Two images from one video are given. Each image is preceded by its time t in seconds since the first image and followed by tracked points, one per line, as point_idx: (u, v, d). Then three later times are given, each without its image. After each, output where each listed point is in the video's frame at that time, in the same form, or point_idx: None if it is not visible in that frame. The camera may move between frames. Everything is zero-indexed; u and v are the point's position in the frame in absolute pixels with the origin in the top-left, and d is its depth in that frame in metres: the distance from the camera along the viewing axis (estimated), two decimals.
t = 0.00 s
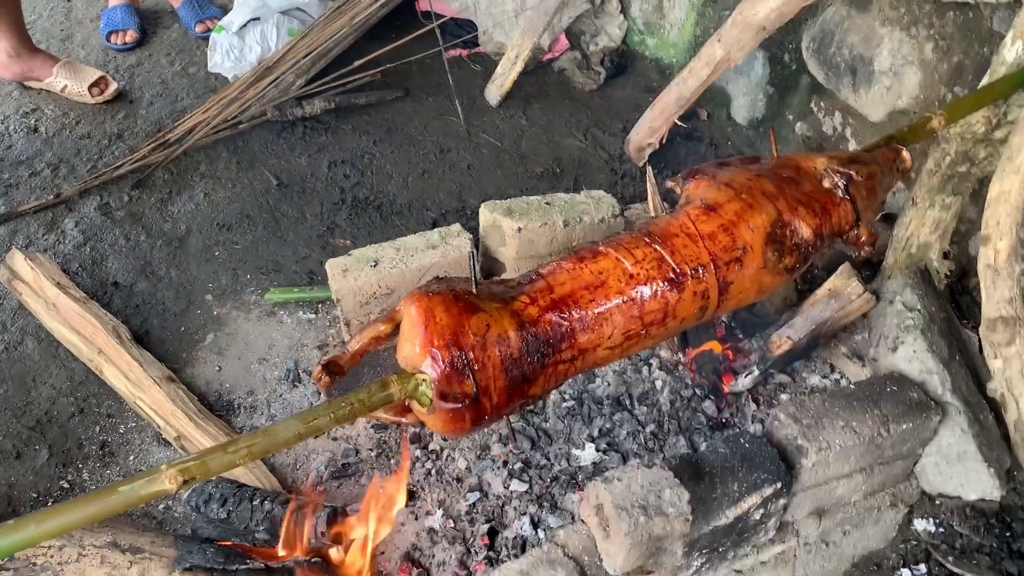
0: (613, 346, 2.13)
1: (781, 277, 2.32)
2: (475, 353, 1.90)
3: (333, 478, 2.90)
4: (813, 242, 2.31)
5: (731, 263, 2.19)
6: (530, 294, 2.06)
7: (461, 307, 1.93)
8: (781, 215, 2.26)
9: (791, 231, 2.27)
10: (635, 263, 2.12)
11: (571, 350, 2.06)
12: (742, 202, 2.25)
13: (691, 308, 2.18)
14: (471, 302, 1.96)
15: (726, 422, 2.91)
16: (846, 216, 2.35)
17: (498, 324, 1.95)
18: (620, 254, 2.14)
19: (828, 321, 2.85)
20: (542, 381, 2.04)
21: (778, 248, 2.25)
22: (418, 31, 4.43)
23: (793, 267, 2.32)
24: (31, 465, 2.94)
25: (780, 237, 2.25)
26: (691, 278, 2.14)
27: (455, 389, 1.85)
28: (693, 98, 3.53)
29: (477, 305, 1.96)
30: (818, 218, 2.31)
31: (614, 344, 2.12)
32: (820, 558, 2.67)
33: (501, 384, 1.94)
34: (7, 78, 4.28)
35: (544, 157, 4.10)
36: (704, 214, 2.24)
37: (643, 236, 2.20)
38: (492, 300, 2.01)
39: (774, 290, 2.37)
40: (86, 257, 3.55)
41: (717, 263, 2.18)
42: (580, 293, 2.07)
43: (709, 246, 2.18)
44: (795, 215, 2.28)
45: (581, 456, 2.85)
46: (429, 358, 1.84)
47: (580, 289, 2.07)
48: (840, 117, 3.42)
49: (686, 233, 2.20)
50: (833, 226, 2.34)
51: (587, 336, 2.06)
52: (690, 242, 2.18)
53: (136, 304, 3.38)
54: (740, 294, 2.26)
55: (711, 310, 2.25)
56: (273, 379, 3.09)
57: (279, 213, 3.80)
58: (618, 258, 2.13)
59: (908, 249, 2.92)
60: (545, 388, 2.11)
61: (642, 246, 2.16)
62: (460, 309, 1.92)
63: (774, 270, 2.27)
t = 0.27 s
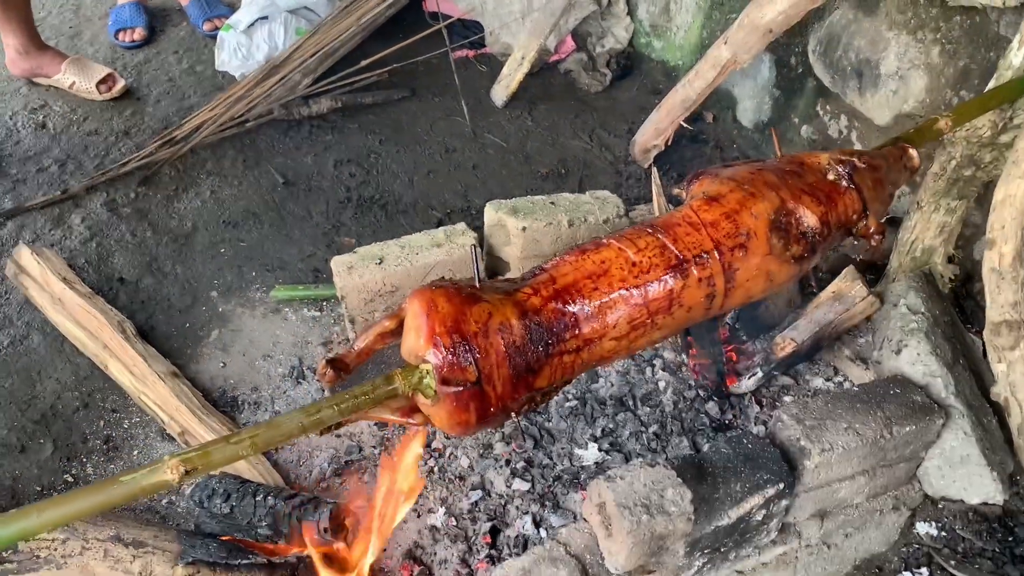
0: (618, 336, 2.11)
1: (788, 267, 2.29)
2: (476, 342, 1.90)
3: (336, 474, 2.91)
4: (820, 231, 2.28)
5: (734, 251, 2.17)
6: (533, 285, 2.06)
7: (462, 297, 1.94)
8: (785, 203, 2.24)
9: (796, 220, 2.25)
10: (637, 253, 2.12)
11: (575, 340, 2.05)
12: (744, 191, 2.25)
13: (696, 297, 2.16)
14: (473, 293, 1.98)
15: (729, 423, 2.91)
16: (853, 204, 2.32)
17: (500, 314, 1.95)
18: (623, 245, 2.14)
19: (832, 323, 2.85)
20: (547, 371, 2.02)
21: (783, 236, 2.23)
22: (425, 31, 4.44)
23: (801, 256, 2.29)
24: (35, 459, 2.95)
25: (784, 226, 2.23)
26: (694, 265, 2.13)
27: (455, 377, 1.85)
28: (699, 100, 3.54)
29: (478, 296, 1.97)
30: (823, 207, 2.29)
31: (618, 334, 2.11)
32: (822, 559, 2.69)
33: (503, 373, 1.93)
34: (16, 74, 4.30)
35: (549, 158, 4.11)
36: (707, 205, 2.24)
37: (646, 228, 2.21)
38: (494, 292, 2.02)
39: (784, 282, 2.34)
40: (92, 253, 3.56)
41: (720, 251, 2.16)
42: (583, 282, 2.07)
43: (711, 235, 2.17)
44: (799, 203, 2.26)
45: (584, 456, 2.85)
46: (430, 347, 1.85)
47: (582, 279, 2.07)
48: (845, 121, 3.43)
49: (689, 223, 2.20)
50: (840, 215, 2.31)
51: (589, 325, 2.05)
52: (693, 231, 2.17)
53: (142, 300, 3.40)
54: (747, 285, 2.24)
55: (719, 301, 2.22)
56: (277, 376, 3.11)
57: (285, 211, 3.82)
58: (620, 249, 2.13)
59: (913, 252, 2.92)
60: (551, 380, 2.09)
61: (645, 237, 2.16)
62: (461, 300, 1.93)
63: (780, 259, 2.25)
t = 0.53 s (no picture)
0: (631, 331, 2.08)
1: (805, 262, 2.26)
2: (486, 335, 1.89)
3: (345, 472, 2.91)
4: (835, 225, 2.25)
5: (747, 243, 2.15)
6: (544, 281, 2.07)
7: (473, 293, 1.95)
8: (796, 197, 2.23)
9: (809, 214, 2.24)
10: (648, 247, 2.11)
11: (587, 335, 2.03)
12: (754, 186, 2.24)
13: (710, 290, 2.13)
14: (484, 289, 1.99)
15: (740, 426, 2.90)
16: (867, 199, 2.30)
17: (510, 308, 1.96)
18: (633, 241, 2.14)
19: (845, 326, 2.83)
20: (560, 366, 2.00)
21: (796, 229, 2.21)
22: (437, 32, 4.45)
23: (817, 250, 2.26)
24: (45, 454, 2.95)
25: (796, 219, 2.22)
26: (706, 257, 2.11)
27: (465, 369, 1.85)
28: (712, 102, 3.53)
29: (489, 292, 1.98)
30: (837, 201, 2.26)
31: (631, 329, 2.08)
32: (833, 564, 2.67)
33: (514, 367, 1.92)
34: (30, 71, 4.33)
35: (560, 159, 4.10)
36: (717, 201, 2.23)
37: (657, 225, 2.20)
38: (505, 289, 2.02)
39: (801, 278, 2.30)
40: (104, 249, 3.57)
41: (732, 243, 2.15)
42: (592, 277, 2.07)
43: (722, 228, 2.16)
44: (812, 197, 2.24)
45: (593, 457, 2.84)
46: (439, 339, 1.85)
47: (593, 274, 2.07)
48: (860, 124, 3.41)
49: (700, 219, 2.19)
50: (854, 208, 2.29)
51: (601, 319, 2.04)
52: (704, 224, 2.17)
53: (152, 296, 3.41)
54: (762, 279, 2.20)
55: (734, 296, 2.19)
56: (288, 373, 3.11)
57: (296, 209, 3.82)
58: (631, 244, 2.12)
59: (927, 256, 2.90)
60: (565, 377, 2.07)
61: (656, 233, 2.16)
62: (471, 295, 1.94)
63: (795, 252, 2.22)
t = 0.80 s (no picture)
0: (640, 326, 2.07)
1: (818, 255, 2.22)
2: (492, 330, 1.92)
3: (355, 478, 2.92)
4: (846, 217, 2.24)
5: (754, 235, 2.15)
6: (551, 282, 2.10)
7: (480, 293, 2.00)
8: (802, 192, 2.24)
9: (818, 208, 2.23)
10: (653, 243, 2.13)
11: (595, 330, 2.03)
12: (760, 184, 2.27)
13: (720, 284, 2.11)
14: (491, 291, 2.03)
15: (750, 435, 2.89)
16: (877, 192, 2.28)
17: (516, 305, 1.99)
18: (639, 240, 2.16)
19: (857, 335, 2.83)
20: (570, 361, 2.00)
21: (805, 221, 2.20)
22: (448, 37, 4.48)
23: (830, 243, 2.23)
24: (57, 457, 2.98)
25: (804, 211, 2.21)
26: (712, 249, 2.11)
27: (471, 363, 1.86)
28: (724, 108, 3.52)
29: (497, 293, 2.02)
30: (846, 195, 2.26)
31: (641, 324, 2.07)
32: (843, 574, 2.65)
33: (521, 362, 1.92)
34: (45, 75, 4.37)
35: (571, 164, 4.10)
36: (723, 201, 2.25)
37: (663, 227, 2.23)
38: (513, 290, 2.07)
39: (818, 274, 2.26)
40: (117, 253, 3.60)
41: (739, 235, 2.14)
42: (598, 274, 2.09)
43: (728, 223, 2.16)
44: (819, 190, 2.24)
45: (603, 465, 2.84)
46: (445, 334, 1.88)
47: (599, 272, 2.09)
48: (873, 131, 3.39)
49: (707, 216, 2.20)
50: (864, 200, 2.27)
51: (608, 314, 2.04)
52: (710, 221, 2.18)
53: (164, 301, 3.43)
54: (774, 272, 2.17)
55: (747, 290, 2.16)
56: (298, 379, 3.12)
57: (307, 214, 3.84)
58: (636, 242, 2.15)
59: (939, 265, 2.89)
60: (576, 375, 2.05)
61: (663, 232, 2.18)
62: (478, 294, 1.98)
63: (807, 244, 2.19)
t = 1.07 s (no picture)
0: (634, 313, 2.09)
1: (814, 239, 2.20)
2: (484, 319, 1.98)
3: (358, 491, 2.94)
4: (837, 202, 2.25)
5: (742, 220, 2.18)
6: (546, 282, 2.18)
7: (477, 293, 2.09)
8: (790, 183, 2.29)
9: (808, 195, 2.26)
10: (643, 238, 2.20)
11: (588, 318, 2.07)
12: (748, 182, 2.34)
13: (711, 267, 2.13)
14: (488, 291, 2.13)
15: (752, 448, 2.90)
16: (867, 181, 2.31)
17: (509, 299, 2.06)
18: (631, 238, 2.24)
19: (859, 349, 2.83)
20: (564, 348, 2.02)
21: (795, 206, 2.22)
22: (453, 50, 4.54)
23: (825, 227, 2.23)
24: (63, 468, 3.00)
25: (793, 198, 2.24)
26: (701, 235, 2.15)
27: (463, 346, 1.89)
28: (727, 120, 3.53)
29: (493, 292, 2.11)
30: (835, 183, 2.29)
31: (634, 309, 2.08)
32: None
33: (514, 347, 1.96)
34: (55, 88, 4.42)
35: (575, 176, 4.12)
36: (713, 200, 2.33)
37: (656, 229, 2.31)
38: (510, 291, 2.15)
39: (818, 259, 2.22)
40: (124, 265, 3.63)
41: (727, 221, 2.19)
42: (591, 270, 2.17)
43: (716, 214, 2.22)
44: (807, 181, 2.29)
45: (605, 478, 2.85)
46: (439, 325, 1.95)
47: (591, 267, 2.16)
48: (876, 144, 3.40)
49: (697, 213, 2.27)
50: (853, 187, 2.30)
51: (599, 302, 2.08)
52: (698, 215, 2.24)
53: (170, 312, 3.46)
54: (768, 256, 2.16)
55: (742, 275, 2.16)
56: (302, 391, 3.14)
57: (313, 226, 3.86)
58: (627, 239, 2.22)
59: (942, 279, 2.88)
60: (573, 365, 2.05)
61: (653, 230, 2.25)
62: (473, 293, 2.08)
63: (799, 227, 2.19)
